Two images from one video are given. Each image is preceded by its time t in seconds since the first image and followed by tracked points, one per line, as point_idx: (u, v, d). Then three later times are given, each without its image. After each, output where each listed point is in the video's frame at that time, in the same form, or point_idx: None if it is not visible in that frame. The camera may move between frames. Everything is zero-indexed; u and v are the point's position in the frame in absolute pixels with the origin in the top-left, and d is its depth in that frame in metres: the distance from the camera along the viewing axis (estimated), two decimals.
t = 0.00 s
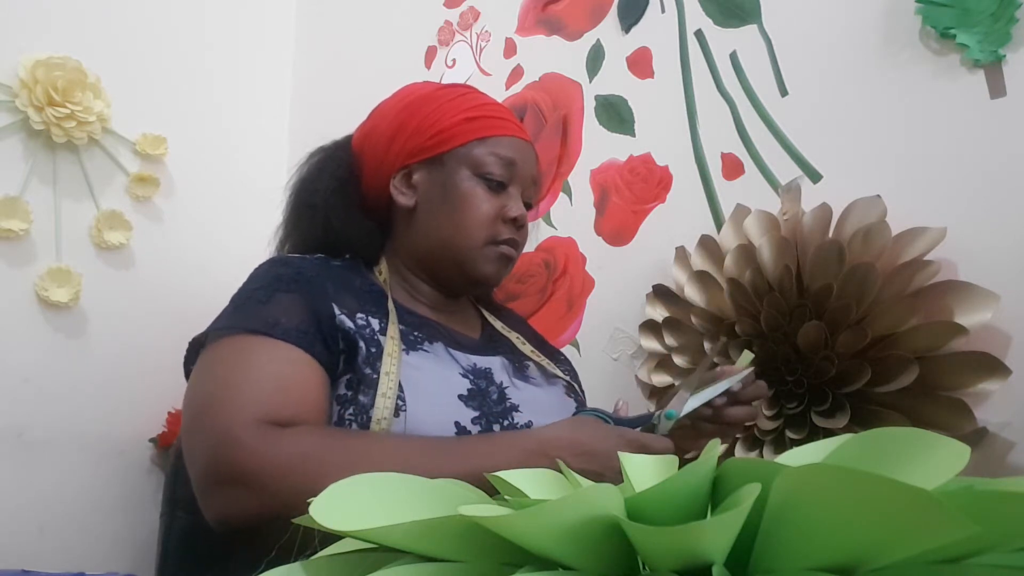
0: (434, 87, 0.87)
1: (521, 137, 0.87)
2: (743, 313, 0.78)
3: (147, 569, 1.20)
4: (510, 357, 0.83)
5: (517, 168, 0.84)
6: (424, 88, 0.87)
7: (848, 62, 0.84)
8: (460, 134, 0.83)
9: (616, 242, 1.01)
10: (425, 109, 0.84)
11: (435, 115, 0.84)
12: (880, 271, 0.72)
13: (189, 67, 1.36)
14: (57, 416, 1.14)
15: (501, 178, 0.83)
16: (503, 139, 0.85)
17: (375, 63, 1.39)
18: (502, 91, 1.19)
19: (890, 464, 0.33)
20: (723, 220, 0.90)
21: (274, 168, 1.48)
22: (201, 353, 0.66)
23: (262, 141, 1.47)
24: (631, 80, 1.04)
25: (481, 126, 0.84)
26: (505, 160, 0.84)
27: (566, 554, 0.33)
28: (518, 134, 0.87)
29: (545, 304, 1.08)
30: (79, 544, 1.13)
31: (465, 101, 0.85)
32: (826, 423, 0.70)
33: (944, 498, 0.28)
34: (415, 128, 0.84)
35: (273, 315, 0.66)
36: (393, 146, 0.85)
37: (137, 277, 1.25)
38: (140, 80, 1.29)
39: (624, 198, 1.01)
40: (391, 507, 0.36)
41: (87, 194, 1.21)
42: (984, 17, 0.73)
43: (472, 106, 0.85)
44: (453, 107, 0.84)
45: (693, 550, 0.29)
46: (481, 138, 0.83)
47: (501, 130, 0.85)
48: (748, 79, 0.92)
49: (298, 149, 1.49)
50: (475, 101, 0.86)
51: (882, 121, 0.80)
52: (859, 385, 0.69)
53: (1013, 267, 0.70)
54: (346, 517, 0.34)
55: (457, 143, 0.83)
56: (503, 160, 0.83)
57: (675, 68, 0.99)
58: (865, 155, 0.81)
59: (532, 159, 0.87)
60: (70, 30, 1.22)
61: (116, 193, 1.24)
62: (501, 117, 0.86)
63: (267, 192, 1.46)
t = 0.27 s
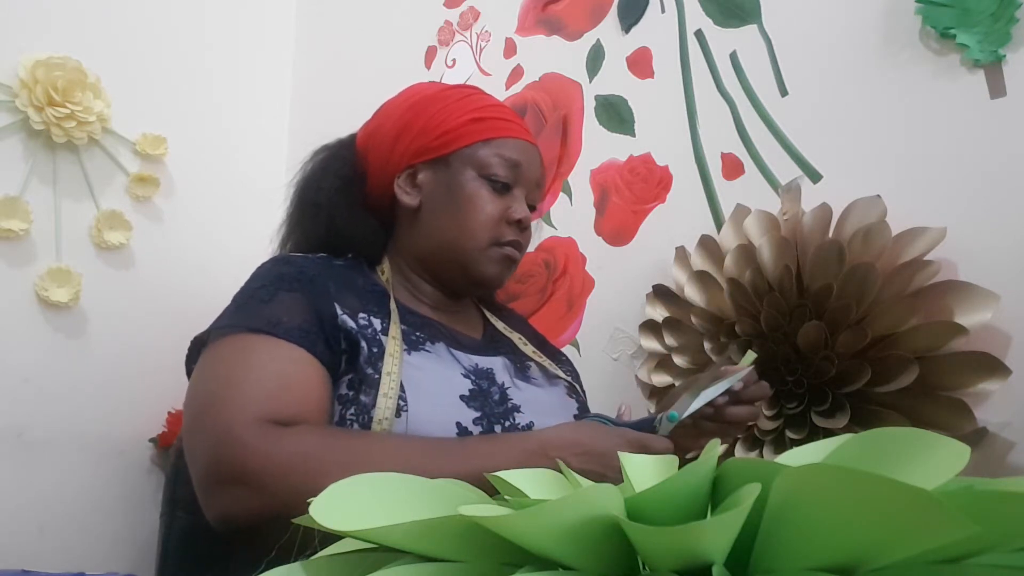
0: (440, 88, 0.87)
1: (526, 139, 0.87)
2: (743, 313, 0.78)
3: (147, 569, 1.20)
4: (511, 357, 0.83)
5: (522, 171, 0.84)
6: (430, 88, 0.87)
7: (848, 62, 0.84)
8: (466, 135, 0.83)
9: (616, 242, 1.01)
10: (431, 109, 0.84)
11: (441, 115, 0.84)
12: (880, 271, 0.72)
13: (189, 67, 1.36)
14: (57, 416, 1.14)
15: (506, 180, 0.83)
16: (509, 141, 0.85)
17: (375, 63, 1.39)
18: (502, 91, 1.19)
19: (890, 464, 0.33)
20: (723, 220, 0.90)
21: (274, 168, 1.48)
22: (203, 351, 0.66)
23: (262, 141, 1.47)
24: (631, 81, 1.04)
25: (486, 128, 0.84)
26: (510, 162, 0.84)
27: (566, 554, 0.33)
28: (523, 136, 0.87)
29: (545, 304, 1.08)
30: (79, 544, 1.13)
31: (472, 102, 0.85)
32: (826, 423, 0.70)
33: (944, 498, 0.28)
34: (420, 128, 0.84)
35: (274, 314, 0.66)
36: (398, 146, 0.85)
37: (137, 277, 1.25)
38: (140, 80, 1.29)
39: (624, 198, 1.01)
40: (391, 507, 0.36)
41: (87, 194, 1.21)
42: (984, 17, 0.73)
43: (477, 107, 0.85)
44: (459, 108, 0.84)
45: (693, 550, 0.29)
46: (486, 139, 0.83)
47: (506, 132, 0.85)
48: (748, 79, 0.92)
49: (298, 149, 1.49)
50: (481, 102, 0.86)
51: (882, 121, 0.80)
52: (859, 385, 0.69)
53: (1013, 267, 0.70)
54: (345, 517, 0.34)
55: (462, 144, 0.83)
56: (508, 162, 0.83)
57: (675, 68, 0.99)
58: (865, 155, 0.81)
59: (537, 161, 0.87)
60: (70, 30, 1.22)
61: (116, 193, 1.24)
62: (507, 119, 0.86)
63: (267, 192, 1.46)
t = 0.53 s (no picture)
0: (443, 88, 0.86)
1: (528, 140, 0.87)
2: (743, 312, 0.78)
3: (147, 569, 1.20)
4: (512, 357, 0.83)
5: (524, 171, 0.84)
6: (433, 87, 0.87)
7: (848, 62, 0.84)
8: (468, 135, 0.83)
9: (616, 242, 1.01)
10: (434, 109, 0.84)
11: (444, 115, 0.84)
12: (880, 271, 0.72)
13: (189, 67, 1.36)
14: (57, 416, 1.14)
15: (508, 180, 0.83)
16: (512, 142, 0.85)
17: (375, 63, 1.39)
18: (502, 91, 1.19)
19: (890, 464, 0.33)
20: (723, 220, 0.90)
21: (274, 168, 1.48)
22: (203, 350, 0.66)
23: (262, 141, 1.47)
24: (631, 80, 1.04)
25: (489, 128, 0.84)
26: (512, 163, 0.84)
27: (566, 554, 0.33)
28: (525, 137, 0.86)
29: (545, 304, 1.08)
30: (79, 544, 1.13)
31: (475, 103, 0.85)
32: (826, 423, 0.70)
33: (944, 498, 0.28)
34: (422, 128, 0.84)
35: (275, 314, 0.66)
36: (401, 146, 0.85)
37: (137, 277, 1.25)
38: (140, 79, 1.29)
39: (624, 198, 1.01)
40: (391, 507, 0.36)
41: (87, 194, 1.21)
42: (984, 17, 0.73)
43: (480, 107, 0.85)
44: (462, 109, 0.84)
45: (693, 550, 0.29)
46: (489, 140, 0.83)
47: (509, 132, 0.85)
48: (748, 79, 0.92)
49: (298, 149, 1.48)
50: (483, 102, 0.86)
51: (882, 121, 0.80)
52: (859, 385, 0.69)
53: (1013, 267, 0.70)
54: (346, 517, 0.34)
55: (464, 145, 0.83)
56: (511, 162, 0.83)
57: (675, 68, 0.99)
58: (865, 155, 0.81)
59: (540, 162, 0.87)
60: (70, 30, 1.22)
61: (116, 193, 1.24)
62: (509, 120, 0.86)
63: (267, 192, 1.46)
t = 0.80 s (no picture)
0: (443, 88, 0.87)
1: (528, 139, 0.87)
2: (743, 312, 0.78)
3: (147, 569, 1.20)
4: (512, 357, 0.83)
5: (524, 172, 0.84)
6: (434, 87, 0.87)
7: (848, 62, 0.84)
8: (468, 135, 0.83)
9: (616, 242, 1.01)
10: (433, 109, 0.84)
11: (444, 115, 0.84)
12: (880, 271, 0.72)
13: (189, 67, 1.36)
14: (57, 416, 1.14)
15: (508, 180, 0.83)
16: (512, 142, 0.85)
17: (375, 63, 1.39)
18: (502, 91, 1.19)
19: (890, 464, 0.33)
20: (723, 220, 0.90)
21: (274, 168, 1.48)
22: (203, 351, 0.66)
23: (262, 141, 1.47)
24: (631, 81, 1.04)
25: (488, 128, 0.84)
26: (512, 162, 0.84)
27: (566, 554, 0.33)
28: (525, 137, 0.86)
29: (545, 304, 1.08)
30: (79, 544, 1.13)
31: (475, 102, 0.85)
32: (826, 423, 0.70)
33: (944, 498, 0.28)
34: (422, 127, 0.84)
35: (275, 314, 0.66)
36: (401, 145, 0.85)
37: (137, 277, 1.25)
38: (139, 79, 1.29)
39: (624, 198, 1.01)
40: (391, 507, 0.36)
41: (87, 194, 1.21)
42: (984, 17, 0.73)
43: (480, 107, 0.85)
44: (462, 109, 0.84)
45: (693, 550, 0.29)
46: (488, 140, 0.83)
47: (509, 132, 0.85)
48: (748, 79, 0.92)
49: (298, 149, 1.48)
50: (483, 102, 0.86)
51: (882, 120, 0.80)
52: (858, 385, 0.69)
53: (1013, 267, 0.70)
54: (346, 517, 0.34)
55: (464, 144, 0.83)
56: (511, 162, 0.83)
57: (675, 68, 0.99)
58: (865, 155, 0.81)
59: (540, 162, 0.87)
60: (70, 30, 1.22)
61: (116, 193, 1.24)
62: (509, 120, 0.86)
63: (267, 192, 1.46)
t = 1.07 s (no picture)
0: (440, 89, 0.87)
1: (526, 139, 0.86)
2: (743, 312, 0.78)
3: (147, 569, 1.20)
4: (513, 358, 0.83)
5: (523, 171, 0.84)
6: (431, 88, 0.87)
7: (848, 62, 0.84)
8: (466, 135, 0.83)
9: (616, 242, 1.01)
10: (430, 110, 0.84)
11: (441, 116, 0.84)
12: (880, 271, 0.72)
13: (189, 67, 1.36)
14: (57, 416, 1.14)
15: (506, 180, 0.83)
16: (510, 141, 0.85)
17: (376, 63, 1.39)
18: (502, 91, 1.19)
19: (890, 464, 0.33)
20: (724, 220, 0.90)
21: (274, 168, 1.48)
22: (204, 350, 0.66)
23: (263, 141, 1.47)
24: (631, 81, 1.04)
25: (486, 128, 0.84)
26: (510, 162, 0.83)
27: (566, 554, 0.33)
28: (523, 136, 0.86)
29: (545, 304, 1.08)
30: (79, 544, 1.13)
31: (472, 102, 0.85)
32: (826, 423, 0.70)
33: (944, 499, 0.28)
34: (420, 129, 0.84)
35: (278, 312, 0.66)
36: (399, 146, 0.85)
37: (137, 277, 1.25)
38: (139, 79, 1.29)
39: (624, 198, 1.01)
40: (391, 507, 0.36)
41: (87, 194, 1.21)
42: (984, 17, 0.73)
43: (477, 107, 0.85)
44: (459, 109, 0.84)
45: (693, 550, 0.29)
46: (486, 140, 0.83)
47: (506, 131, 0.85)
48: (748, 79, 0.92)
49: (298, 149, 1.48)
50: (481, 102, 0.85)
51: (882, 120, 0.80)
52: (858, 385, 0.69)
53: (1013, 267, 0.70)
54: (346, 517, 0.34)
55: (462, 145, 0.83)
56: (509, 162, 0.83)
57: (675, 67, 0.99)
58: (865, 154, 0.81)
59: (538, 161, 0.87)
60: (70, 30, 1.22)
61: (116, 193, 1.24)
62: (507, 119, 0.86)
63: (267, 192, 1.46)
